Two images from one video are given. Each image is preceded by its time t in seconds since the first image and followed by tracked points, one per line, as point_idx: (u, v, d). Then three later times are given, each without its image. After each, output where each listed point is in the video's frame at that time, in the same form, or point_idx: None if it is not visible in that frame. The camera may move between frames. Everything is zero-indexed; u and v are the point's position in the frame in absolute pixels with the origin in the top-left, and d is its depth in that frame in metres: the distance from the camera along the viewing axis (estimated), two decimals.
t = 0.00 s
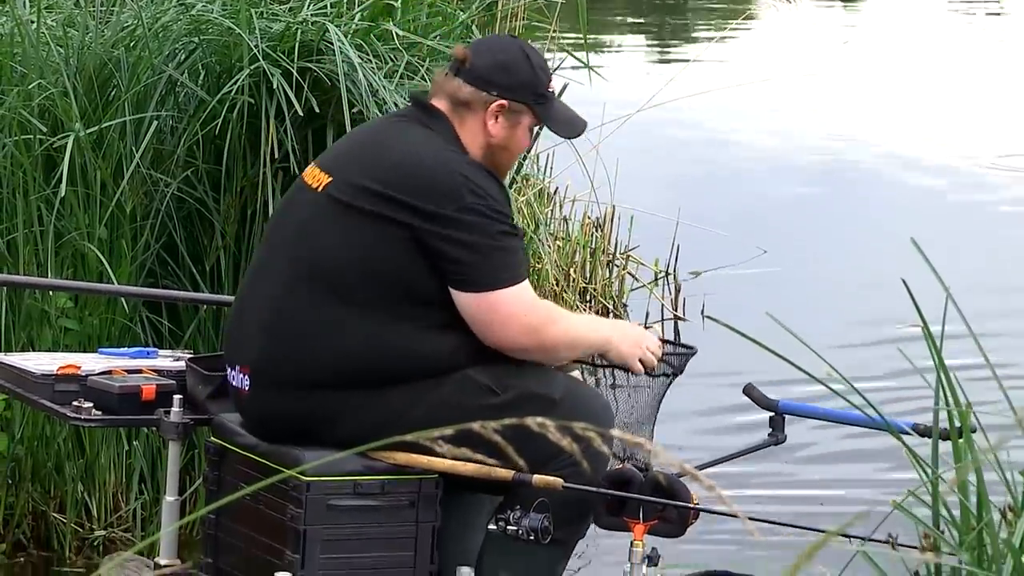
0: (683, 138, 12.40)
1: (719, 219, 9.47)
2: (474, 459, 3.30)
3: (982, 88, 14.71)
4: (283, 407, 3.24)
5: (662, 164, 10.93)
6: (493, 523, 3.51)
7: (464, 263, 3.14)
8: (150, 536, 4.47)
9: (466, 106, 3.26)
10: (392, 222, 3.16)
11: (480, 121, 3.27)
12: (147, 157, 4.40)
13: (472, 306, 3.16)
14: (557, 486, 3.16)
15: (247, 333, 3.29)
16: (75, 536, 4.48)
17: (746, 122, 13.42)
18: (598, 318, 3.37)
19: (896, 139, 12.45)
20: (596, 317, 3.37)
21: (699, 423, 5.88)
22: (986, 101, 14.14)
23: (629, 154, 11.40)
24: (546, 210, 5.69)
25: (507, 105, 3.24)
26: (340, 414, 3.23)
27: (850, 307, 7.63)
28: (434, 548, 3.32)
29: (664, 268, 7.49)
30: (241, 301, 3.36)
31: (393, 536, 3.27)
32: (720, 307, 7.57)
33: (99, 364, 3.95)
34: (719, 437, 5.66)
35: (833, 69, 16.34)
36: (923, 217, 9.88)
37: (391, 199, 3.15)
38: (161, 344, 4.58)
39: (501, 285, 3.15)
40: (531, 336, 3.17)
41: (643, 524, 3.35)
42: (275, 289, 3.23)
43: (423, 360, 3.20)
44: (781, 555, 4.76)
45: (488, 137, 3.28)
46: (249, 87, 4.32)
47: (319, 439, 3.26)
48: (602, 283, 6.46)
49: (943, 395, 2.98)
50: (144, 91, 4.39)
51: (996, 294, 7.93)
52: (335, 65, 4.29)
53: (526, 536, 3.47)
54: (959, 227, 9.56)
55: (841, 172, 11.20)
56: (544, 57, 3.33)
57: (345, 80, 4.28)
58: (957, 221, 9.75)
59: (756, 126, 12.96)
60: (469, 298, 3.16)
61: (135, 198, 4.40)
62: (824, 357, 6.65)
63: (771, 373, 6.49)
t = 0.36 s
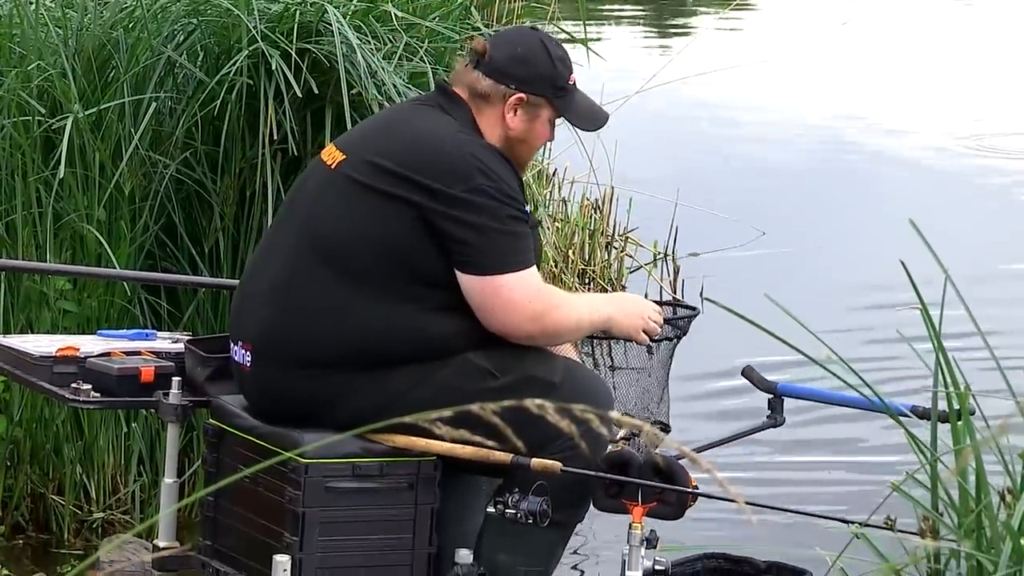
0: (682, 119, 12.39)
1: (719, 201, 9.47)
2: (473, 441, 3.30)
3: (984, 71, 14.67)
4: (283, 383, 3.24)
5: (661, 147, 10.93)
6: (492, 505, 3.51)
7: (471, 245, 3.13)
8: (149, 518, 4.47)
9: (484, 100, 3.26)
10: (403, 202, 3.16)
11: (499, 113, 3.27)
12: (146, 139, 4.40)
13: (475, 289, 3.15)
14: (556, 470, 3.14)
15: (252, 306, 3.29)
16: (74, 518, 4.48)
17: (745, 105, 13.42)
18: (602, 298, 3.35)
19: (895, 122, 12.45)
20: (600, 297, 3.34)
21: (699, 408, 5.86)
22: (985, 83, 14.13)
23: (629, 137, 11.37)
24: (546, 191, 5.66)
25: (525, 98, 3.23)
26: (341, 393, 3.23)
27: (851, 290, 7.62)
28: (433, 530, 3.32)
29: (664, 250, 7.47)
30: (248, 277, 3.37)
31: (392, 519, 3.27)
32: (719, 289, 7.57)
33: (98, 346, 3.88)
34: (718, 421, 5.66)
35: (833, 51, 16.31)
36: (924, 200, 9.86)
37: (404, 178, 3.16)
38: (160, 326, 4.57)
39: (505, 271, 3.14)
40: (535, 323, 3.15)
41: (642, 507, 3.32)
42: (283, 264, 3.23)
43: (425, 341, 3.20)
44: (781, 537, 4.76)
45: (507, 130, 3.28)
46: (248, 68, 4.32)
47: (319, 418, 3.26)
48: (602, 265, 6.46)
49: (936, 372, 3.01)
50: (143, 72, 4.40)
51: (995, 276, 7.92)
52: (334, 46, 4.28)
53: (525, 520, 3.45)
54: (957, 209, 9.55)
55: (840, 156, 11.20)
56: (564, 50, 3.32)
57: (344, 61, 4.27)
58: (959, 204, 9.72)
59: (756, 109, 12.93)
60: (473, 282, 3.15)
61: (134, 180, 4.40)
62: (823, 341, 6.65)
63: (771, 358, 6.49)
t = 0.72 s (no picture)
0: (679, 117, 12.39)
1: (715, 198, 9.47)
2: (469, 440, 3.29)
3: (982, 68, 14.68)
4: (281, 380, 3.23)
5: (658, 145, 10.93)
6: (489, 504, 3.51)
7: (470, 242, 3.14)
8: (146, 516, 4.45)
9: (486, 98, 3.27)
10: (402, 199, 3.16)
11: (499, 113, 3.28)
12: (143, 136, 4.40)
13: (474, 287, 3.16)
14: (553, 467, 3.14)
15: (249, 303, 3.29)
16: (71, 515, 4.47)
17: (743, 102, 13.42)
18: (602, 297, 3.35)
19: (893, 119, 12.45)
20: (601, 296, 3.35)
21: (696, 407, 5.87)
22: (983, 81, 14.15)
23: (626, 134, 11.37)
24: (542, 188, 5.66)
25: (525, 101, 3.24)
26: (339, 391, 3.22)
27: (848, 287, 7.63)
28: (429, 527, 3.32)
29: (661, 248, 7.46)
30: (246, 274, 3.37)
31: (389, 517, 3.27)
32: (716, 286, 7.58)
33: (94, 343, 3.88)
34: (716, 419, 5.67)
35: (830, 48, 16.32)
36: (922, 197, 9.86)
37: (403, 175, 3.16)
38: (157, 324, 4.56)
39: (505, 269, 3.14)
40: (533, 321, 3.16)
41: (638, 505, 3.32)
42: (281, 260, 3.23)
43: (422, 339, 3.20)
44: (778, 535, 4.78)
45: (505, 131, 3.29)
46: (245, 66, 4.32)
47: (316, 416, 3.26)
48: (598, 262, 6.46)
49: (933, 368, 3.03)
50: (140, 70, 4.39)
51: (992, 274, 7.93)
52: (331, 44, 4.29)
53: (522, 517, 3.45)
54: (954, 206, 9.56)
55: (837, 153, 11.20)
56: (572, 59, 3.33)
57: (341, 58, 4.28)
58: (957, 201, 9.73)
59: (753, 106, 12.94)
60: (471, 279, 3.16)
61: (130, 177, 4.40)
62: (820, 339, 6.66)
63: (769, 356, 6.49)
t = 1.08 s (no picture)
0: (674, 117, 12.40)
1: (710, 198, 9.47)
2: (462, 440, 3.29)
3: (977, 68, 14.68)
4: (273, 380, 3.23)
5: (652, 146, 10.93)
6: (482, 504, 3.51)
7: (461, 241, 3.14)
8: (140, 516, 4.49)
9: (478, 95, 3.27)
10: (392, 198, 3.16)
11: (489, 111, 3.28)
12: (136, 137, 4.41)
13: (466, 283, 3.15)
14: (547, 468, 3.15)
15: (241, 303, 3.29)
16: (64, 516, 4.49)
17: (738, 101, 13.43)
18: (594, 295, 3.36)
19: (888, 119, 12.46)
20: (592, 295, 3.36)
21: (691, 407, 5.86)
22: (978, 81, 14.16)
23: (620, 134, 11.38)
24: (536, 187, 5.66)
25: (515, 99, 3.24)
26: (330, 391, 3.22)
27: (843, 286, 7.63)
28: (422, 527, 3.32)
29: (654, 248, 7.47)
30: (238, 275, 3.37)
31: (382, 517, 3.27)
32: (710, 287, 7.58)
33: (87, 344, 3.88)
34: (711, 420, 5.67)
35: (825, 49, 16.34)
36: (917, 197, 9.87)
37: (394, 174, 3.16)
38: (150, 323, 4.59)
39: (496, 267, 3.14)
40: (523, 319, 3.16)
41: (632, 504, 3.33)
42: (272, 260, 3.23)
43: (414, 338, 3.20)
44: (772, 535, 4.78)
45: (496, 129, 3.29)
46: (238, 66, 4.32)
47: (308, 416, 3.25)
48: (593, 263, 6.47)
49: (927, 367, 3.03)
50: (133, 71, 4.41)
51: (987, 273, 7.93)
52: (324, 44, 4.29)
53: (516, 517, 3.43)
54: (949, 207, 9.57)
55: (833, 152, 11.21)
56: (566, 59, 3.31)
57: (333, 59, 4.28)
58: (952, 201, 9.74)
59: (749, 107, 12.95)
60: (463, 276, 3.15)
61: (123, 179, 4.41)
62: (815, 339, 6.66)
63: (764, 358, 6.50)
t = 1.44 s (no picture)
0: (672, 117, 12.41)
1: (707, 200, 9.48)
2: (459, 442, 3.29)
3: (976, 69, 14.69)
4: (268, 382, 3.23)
5: (649, 146, 10.95)
6: (479, 505, 3.51)
7: (453, 241, 3.14)
8: (138, 519, 4.48)
9: (468, 94, 3.27)
10: (384, 199, 3.16)
11: (479, 109, 3.29)
12: (133, 138, 4.41)
13: (459, 284, 3.15)
14: (543, 469, 3.15)
15: (235, 306, 3.30)
16: (61, 519, 4.49)
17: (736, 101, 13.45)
18: (588, 297, 3.37)
19: (886, 120, 12.48)
20: (586, 296, 3.37)
21: (688, 409, 5.86)
22: (976, 82, 14.18)
23: (617, 136, 11.40)
24: (532, 189, 5.67)
25: (503, 96, 3.24)
26: (325, 393, 3.22)
27: (840, 287, 7.64)
28: (419, 529, 3.32)
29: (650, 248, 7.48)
30: (234, 277, 3.37)
31: (379, 518, 3.26)
32: (707, 288, 7.59)
33: (84, 346, 3.88)
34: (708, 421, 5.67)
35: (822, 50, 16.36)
36: (915, 198, 9.88)
37: (386, 176, 3.16)
38: (147, 326, 4.59)
39: (490, 268, 3.14)
40: (518, 319, 3.16)
41: (629, 506, 3.33)
42: (265, 262, 3.24)
43: (410, 339, 3.20)
44: (769, 536, 4.78)
45: (486, 127, 3.29)
46: (235, 68, 4.32)
47: (303, 419, 3.26)
48: (589, 264, 6.48)
49: (923, 370, 3.04)
50: (130, 73, 4.41)
51: (983, 275, 7.95)
52: (321, 46, 4.29)
53: (513, 519, 3.44)
54: (946, 208, 9.58)
55: (830, 153, 11.23)
56: (553, 54, 3.32)
57: (330, 61, 4.28)
58: (950, 202, 9.75)
59: (746, 108, 12.97)
60: (457, 277, 3.15)
61: (119, 180, 4.41)
62: (812, 340, 6.67)
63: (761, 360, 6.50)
